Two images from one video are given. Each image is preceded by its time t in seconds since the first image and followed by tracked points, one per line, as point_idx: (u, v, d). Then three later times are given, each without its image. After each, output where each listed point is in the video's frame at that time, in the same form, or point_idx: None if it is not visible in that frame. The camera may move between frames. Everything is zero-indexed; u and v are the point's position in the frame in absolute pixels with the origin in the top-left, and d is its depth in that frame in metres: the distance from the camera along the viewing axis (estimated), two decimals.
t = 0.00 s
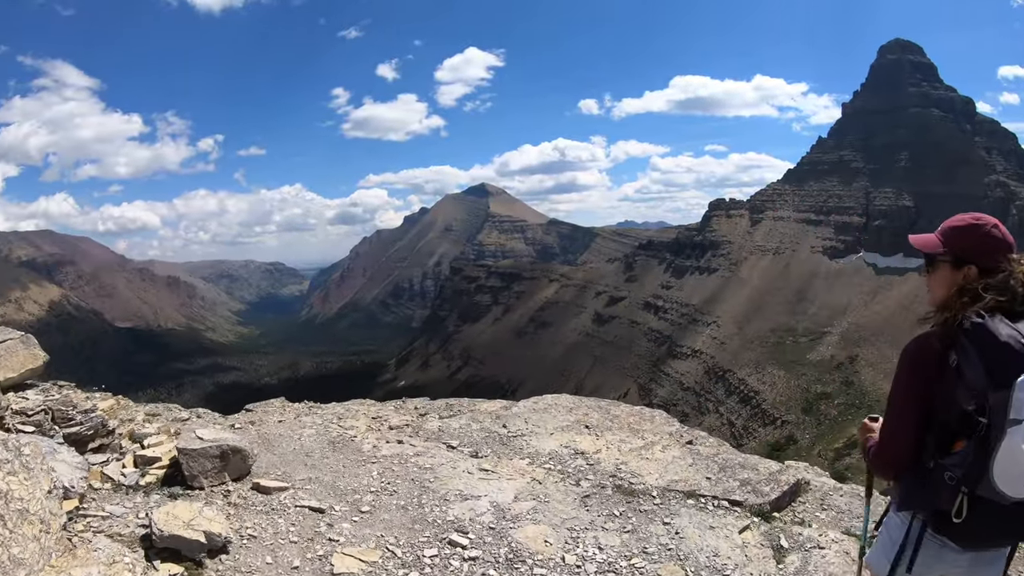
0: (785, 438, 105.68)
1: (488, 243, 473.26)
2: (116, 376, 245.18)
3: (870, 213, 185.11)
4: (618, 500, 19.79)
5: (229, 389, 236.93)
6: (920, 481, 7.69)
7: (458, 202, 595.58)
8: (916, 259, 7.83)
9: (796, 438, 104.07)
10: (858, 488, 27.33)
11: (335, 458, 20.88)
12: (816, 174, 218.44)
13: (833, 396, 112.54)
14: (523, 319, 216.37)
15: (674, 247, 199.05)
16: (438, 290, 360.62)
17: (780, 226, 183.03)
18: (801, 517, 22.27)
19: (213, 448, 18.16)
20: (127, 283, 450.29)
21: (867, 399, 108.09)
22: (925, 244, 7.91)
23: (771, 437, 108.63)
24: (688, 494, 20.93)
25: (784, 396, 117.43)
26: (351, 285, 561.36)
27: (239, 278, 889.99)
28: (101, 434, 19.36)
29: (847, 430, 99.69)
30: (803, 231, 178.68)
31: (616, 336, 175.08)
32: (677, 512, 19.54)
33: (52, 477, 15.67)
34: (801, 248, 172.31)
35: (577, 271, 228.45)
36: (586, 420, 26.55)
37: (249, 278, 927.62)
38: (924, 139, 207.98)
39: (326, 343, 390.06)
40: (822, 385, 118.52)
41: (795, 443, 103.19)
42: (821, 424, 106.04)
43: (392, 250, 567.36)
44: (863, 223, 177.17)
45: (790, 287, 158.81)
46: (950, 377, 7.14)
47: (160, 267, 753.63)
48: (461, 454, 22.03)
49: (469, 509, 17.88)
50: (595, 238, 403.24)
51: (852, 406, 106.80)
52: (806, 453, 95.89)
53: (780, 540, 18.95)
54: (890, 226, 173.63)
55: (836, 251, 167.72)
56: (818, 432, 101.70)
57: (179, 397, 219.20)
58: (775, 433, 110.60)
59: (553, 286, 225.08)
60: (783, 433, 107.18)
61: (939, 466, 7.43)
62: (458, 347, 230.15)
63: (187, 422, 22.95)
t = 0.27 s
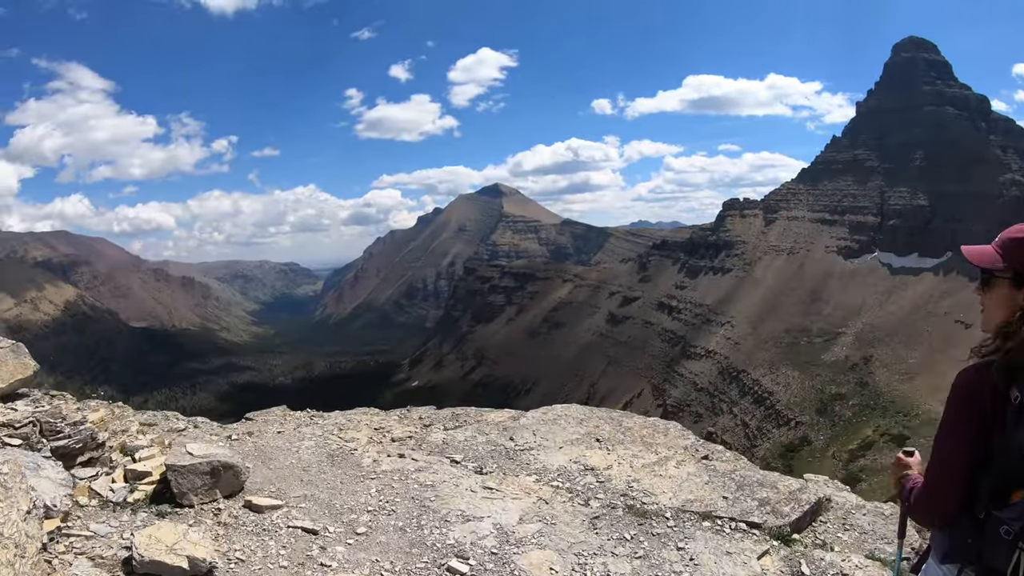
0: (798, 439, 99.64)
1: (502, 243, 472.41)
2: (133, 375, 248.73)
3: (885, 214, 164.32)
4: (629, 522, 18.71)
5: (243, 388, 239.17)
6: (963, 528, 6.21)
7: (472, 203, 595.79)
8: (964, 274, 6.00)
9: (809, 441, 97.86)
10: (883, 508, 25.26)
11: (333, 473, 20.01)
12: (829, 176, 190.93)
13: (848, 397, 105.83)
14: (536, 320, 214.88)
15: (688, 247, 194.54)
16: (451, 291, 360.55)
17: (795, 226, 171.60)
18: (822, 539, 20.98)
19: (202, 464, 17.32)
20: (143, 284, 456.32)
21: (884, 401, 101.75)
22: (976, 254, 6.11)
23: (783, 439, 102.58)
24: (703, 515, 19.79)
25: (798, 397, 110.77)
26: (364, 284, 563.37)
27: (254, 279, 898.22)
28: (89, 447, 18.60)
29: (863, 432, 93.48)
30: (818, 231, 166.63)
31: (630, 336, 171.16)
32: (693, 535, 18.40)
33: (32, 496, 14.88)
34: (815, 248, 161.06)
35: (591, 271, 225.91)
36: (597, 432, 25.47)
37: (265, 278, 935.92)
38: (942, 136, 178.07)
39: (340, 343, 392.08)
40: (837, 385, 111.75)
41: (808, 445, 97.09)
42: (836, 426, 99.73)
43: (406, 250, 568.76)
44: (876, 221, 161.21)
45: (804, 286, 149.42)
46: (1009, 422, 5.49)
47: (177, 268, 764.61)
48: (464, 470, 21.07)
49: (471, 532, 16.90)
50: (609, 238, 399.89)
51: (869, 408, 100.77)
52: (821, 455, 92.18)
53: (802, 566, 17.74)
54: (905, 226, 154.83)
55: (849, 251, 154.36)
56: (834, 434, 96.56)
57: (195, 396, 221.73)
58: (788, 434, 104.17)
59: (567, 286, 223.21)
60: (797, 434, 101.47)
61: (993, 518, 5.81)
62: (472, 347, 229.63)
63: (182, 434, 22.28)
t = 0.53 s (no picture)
0: (809, 440, 95.43)
1: (514, 242, 471.49)
2: (147, 373, 251.58)
3: (897, 212, 157.97)
4: (643, 539, 17.73)
5: (256, 387, 240.96)
6: None
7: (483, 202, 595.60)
8: None
9: (821, 441, 93.63)
10: (908, 520, 22.92)
11: (333, 483, 19.19)
12: (841, 173, 185.86)
13: (861, 396, 101.11)
14: (548, 319, 213.55)
15: (700, 246, 191.66)
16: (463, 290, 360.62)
17: (807, 224, 169.15)
18: (846, 555, 19.72)
19: (193, 475, 16.56)
20: (157, 283, 461.56)
21: (898, 400, 97.28)
22: None
23: (793, 439, 98.46)
24: (721, 531, 18.68)
25: (810, 395, 106.04)
26: (376, 283, 564.95)
27: (267, 278, 906.16)
28: (79, 455, 17.87)
29: (876, 433, 88.68)
30: (829, 231, 162.97)
31: (643, 335, 168.07)
32: (710, 554, 17.35)
33: (14, 507, 14.16)
34: (828, 246, 157.21)
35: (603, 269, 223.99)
36: (609, 440, 24.46)
37: (278, 277, 943.00)
38: (957, 131, 163.27)
39: (352, 341, 393.51)
40: (849, 384, 107.09)
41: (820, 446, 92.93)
42: (849, 425, 95.23)
43: (418, 249, 569.75)
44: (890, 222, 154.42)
45: (818, 283, 145.57)
46: None
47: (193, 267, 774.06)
48: (470, 481, 20.17)
49: (474, 549, 15.93)
50: (621, 236, 396.91)
51: (882, 407, 96.30)
52: (833, 455, 88.65)
53: None
54: (919, 224, 147.57)
55: (863, 248, 150.73)
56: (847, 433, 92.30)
57: (208, 395, 223.68)
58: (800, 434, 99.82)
59: (580, 285, 221.55)
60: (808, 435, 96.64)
61: None
62: (484, 345, 229.37)
63: (178, 440, 21.58)
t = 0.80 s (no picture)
0: (819, 443, 92.91)
1: (525, 243, 470.75)
2: (158, 373, 253.19)
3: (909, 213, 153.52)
4: (660, 565, 16.65)
5: (267, 387, 241.78)
6: None
7: (494, 204, 595.44)
8: None
9: (831, 445, 91.03)
10: (936, 540, 21.49)
11: (330, 500, 18.24)
12: (851, 175, 178.91)
13: (872, 398, 98.58)
14: (558, 320, 212.09)
15: (711, 247, 189.40)
16: (474, 291, 359.94)
17: (819, 225, 166.37)
18: None
19: (181, 492, 15.66)
20: (169, 284, 465.43)
21: (910, 402, 94.55)
22: None
23: (803, 442, 95.95)
24: (743, 556, 17.49)
25: (821, 398, 103.54)
26: (387, 284, 565.95)
27: (279, 279, 912.89)
28: (64, 468, 16.93)
29: (887, 436, 86.10)
30: (841, 232, 160.29)
31: (654, 337, 166.14)
32: None
33: None
34: (839, 247, 154.62)
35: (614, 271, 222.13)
36: (623, 454, 23.43)
37: (290, 278, 949.39)
38: (969, 132, 156.79)
39: (363, 342, 394.38)
40: (860, 386, 104.31)
41: (830, 450, 90.33)
42: (859, 429, 92.45)
43: (428, 251, 570.52)
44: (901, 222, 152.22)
45: (829, 285, 142.93)
46: None
47: (206, 269, 782.13)
48: (474, 499, 19.12)
49: None
50: (632, 238, 394.43)
51: (894, 410, 93.70)
52: (845, 459, 86.02)
53: None
54: (931, 225, 144.36)
55: (874, 250, 147.70)
56: (859, 436, 89.71)
57: (219, 395, 224.63)
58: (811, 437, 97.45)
59: (590, 286, 219.81)
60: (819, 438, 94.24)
61: None
62: (494, 346, 228.49)
63: (172, 450, 20.66)
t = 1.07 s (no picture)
0: (829, 446, 90.55)
1: (535, 245, 469.78)
2: (169, 374, 254.54)
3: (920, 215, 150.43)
4: None
5: (276, 389, 242.44)
6: None
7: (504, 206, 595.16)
8: None
9: (841, 448, 88.68)
10: (964, 565, 20.35)
11: (328, 524, 17.55)
12: (862, 177, 175.18)
13: (883, 401, 96.04)
14: (568, 323, 210.75)
15: (721, 249, 187.15)
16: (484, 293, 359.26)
17: (830, 226, 163.65)
18: None
19: (169, 517, 14.87)
20: (180, 285, 469.00)
21: (921, 406, 91.89)
22: None
23: (814, 445, 93.61)
24: None
25: (832, 400, 101.13)
26: (397, 286, 566.42)
27: (289, 280, 917.58)
28: (50, 488, 16.02)
29: (898, 439, 83.59)
30: (851, 233, 157.63)
31: (664, 339, 164.31)
32: None
33: None
34: (850, 249, 151.91)
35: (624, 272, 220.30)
36: (635, 473, 22.73)
37: (300, 279, 954.41)
38: (980, 133, 153.58)
39: (373, 344, 395.12)
40: (871, 389, 101.85)
41: (840, 453, 87.98)
42: (870, 432, 90.00)
43: (439, 252, 570.83)
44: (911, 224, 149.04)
45: (840, 287, 140.32)
46: None
47: (218, 272, 788.62)
48: (479, 523, 18.37)
49: None
50: (641, 240, 392.05)
51: (904, 413, 91.12)
52: (855, 461, 83.69)
53: None
54: (943, 227, 140.80)
55: (884, 252, 144.57)
56: (869, 439, 87.30)
57: (229, 396, 225.34)
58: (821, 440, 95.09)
59: (600, 289, 218.17)
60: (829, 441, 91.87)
61: None
62: (504, 348, 227.45)
63: (165, 467, 20.09)
